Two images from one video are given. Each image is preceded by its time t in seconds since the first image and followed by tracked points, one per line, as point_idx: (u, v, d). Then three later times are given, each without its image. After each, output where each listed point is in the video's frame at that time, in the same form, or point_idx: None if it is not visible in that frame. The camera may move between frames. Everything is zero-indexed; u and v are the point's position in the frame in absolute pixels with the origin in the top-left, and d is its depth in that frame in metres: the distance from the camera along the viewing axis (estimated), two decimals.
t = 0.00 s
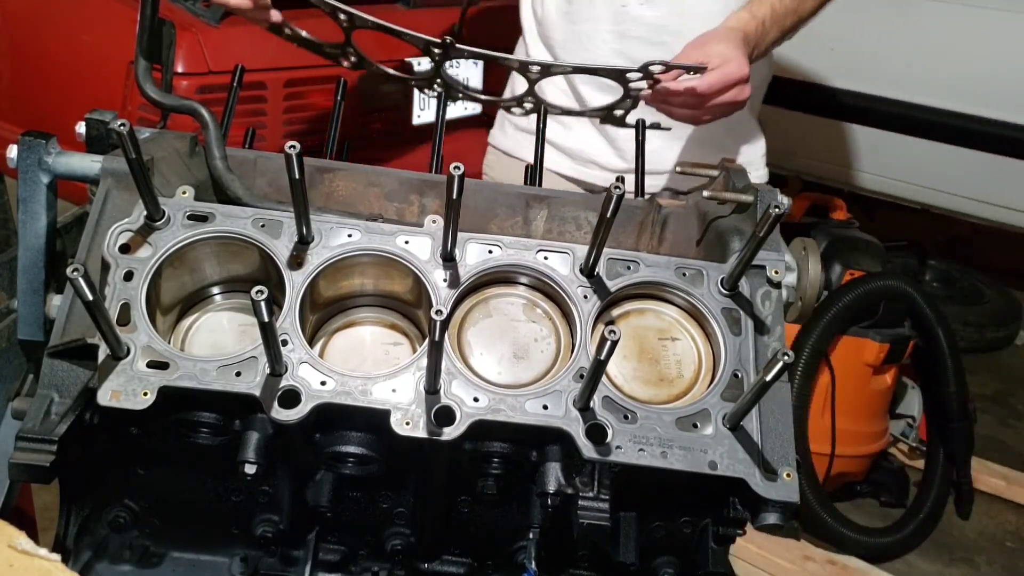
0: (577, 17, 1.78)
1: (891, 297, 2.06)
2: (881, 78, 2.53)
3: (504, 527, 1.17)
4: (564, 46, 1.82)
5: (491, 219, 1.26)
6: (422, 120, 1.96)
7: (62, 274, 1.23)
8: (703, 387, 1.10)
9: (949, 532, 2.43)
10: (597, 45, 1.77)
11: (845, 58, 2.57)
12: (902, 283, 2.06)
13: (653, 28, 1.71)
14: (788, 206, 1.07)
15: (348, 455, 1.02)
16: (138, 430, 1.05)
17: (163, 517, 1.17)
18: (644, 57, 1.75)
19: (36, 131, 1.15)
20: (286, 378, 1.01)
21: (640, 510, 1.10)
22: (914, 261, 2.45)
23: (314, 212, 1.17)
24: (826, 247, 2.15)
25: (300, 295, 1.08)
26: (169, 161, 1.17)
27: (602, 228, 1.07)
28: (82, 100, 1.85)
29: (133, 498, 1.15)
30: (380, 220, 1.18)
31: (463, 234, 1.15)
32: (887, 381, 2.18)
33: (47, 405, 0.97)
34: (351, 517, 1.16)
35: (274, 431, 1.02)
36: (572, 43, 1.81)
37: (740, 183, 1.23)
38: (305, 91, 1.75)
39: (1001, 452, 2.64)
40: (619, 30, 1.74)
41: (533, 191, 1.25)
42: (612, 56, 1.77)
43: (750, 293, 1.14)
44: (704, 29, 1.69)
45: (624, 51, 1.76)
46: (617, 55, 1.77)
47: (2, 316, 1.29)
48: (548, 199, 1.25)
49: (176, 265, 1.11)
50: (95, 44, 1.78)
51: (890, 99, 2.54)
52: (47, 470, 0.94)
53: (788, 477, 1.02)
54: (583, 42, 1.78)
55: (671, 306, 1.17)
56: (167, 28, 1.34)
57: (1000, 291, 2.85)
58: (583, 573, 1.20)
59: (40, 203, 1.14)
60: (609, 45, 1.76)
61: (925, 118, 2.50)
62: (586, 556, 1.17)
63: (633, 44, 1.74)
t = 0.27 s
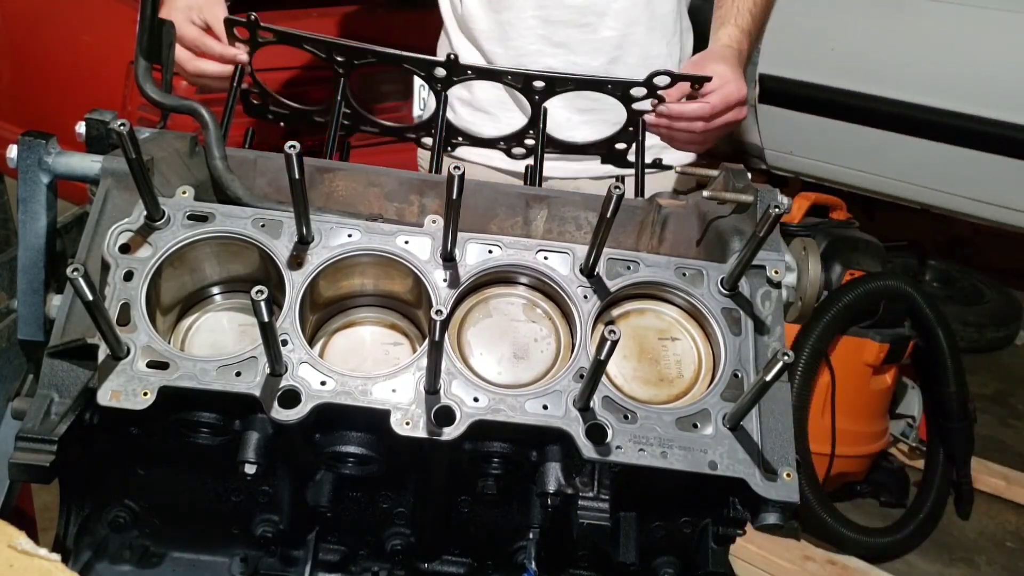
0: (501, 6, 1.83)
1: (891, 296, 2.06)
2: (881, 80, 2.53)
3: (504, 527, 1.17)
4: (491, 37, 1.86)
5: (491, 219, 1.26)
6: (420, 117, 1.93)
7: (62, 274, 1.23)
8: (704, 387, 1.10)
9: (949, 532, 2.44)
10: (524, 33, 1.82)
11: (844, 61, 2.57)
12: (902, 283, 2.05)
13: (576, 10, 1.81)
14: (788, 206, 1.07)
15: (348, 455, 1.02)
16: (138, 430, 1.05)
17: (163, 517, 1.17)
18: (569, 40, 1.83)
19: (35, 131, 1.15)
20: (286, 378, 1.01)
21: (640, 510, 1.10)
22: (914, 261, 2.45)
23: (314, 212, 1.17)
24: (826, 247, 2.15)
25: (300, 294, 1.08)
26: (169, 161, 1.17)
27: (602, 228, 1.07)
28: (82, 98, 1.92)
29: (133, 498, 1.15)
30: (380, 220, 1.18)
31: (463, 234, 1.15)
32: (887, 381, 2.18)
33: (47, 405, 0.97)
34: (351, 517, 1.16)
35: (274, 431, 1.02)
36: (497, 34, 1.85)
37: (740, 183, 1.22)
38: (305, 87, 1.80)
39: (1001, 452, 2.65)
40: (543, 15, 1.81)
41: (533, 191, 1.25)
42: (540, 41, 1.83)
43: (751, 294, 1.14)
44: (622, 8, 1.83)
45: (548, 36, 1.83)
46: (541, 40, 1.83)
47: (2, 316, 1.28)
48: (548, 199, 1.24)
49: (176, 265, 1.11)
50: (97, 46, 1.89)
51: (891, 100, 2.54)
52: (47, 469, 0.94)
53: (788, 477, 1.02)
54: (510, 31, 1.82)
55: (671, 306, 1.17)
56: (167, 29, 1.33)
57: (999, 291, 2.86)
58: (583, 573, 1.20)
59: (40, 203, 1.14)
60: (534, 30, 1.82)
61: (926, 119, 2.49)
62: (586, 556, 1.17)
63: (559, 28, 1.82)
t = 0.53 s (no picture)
0: (488, 4, 1.74)
1: (891, 296, 2.06)
2: (881, 79, 2.53)
3: (504, 527, 1.17)
4: (479, 36, 1.75)
5: (491, 219, 1.26)
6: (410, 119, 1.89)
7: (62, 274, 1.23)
8: (704, 387, 1.10)
9: (949, 532, 2.44)
10: (511, 33, 1.73)
11: (844, 61, 2.57)
12: (902, 283, 2.05)
13: (564, 7, 1.73)
14: (788, 207, 1.07)
15: (348, 455, 1.02)
16: (138, 430, 1.05)
17: (163, 517, 1.17)
18: (559, 38, 1.73)
19: (35, 131, 1.15)
20: (286, 378, 1.01)
21: (640, 510, 1.10)
22: (914, 261, 2.45)
23: (314, 212, 1.17)
24: (826, 247, 2.15)
25: (300, 294, 1.08)
26: (169, 161, 1.17)
27: (602, 228, 1.07)
28: (82, 98, 1.92)
29: (133, 498, 1.15)
30: (380, 220, 1.18)
31: (463, 234, 1.15)
32: (887, 381, 2.18)
33: (47, 405, 0.97)
34: (351, 517, 1.16)
35: (274, 431, 1.02)
36: (484, 33, 1.75)
37: (740, 183, 1.22)
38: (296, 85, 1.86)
39: (1001, 452, 2.64)
40: (532, 12, 1.73)
41: (533, 191, 1.25)
42: (528, 39, 1.73)
43: (750, 294, 1.14)
44: (611, 4, 1.74)
45: (537, 33, 1.73)
46: (530, 38, 1.74)
47: (2, 316, 1.28)
48: (548, 199, 1.24)
49: (176, 265, 1.11)
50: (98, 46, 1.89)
51: (891, 100, 2.54)
52: (47, 469, 0.94)
53: (788, 477, 1.02)
54: (498, 29, 1.73)
55: (671, 306, 1.17)
56: (166, 29, 1.33)
57: (999, 291, 2.86)
58: (583, 573, 1.20)
59: (40, 203, 1.14)
60: (521, 27, 1.73)
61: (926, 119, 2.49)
62: (586, 556, 1.17)
63: (548, 26, 1.73)
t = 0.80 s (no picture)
0: (486, 3, 1.73)
1: (891, 296, 2.06)
2: (881, 79, 2.53)
3: (504, 527, 1.17)
4: (476, 37, 1.74)
5: (491, 219, 1.26)
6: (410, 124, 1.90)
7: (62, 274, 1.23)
8: (704, 387, 1.10)
9: (949, 532, 2.44)
10: (508, 33, 1.72)
11: (844, 60, 2.57)
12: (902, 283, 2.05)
13: (561, 6, 1.72)
14: (788, 206, 1.07)
15: (348, 455, 1.02)
16: (138, 430, 1.05)
17: (163, 517, 1.17)
18: (556, 37, 1.73)
19: (35, 131, 1.15)
20: (286, 378, 1.01)
21: (640, 510, 1.10)
22: (914, 261, 2.45)
23: (314, 212, 1.17)
24: (826, 247, 2.15)
25: (300, 294, 1.08)
26: (169, 161, 1.17)
27: (602, 228, 1.07)
28: (83, 98, 1.92)
29: (133, 498, 1.15)
30: (380, 220, 1.18)
31: (463, 234, 1.15)
32: (887, 381, 2.18)
33: (47, 405, 0.97)
34: (351, 517, 1.16)
35: (274, 431, 1.01)
36: (482, 33, 1.74)
37: (740, 183, 1.22)
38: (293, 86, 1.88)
39: (1001, 452, 2.64)
40: (528, 12, 1.72)
41: (533, 191, 1.24)
42: (525, 39, 1.73)
43: (751, 294, 1.14)
44: (608, 3, 1.73)
45: (534, 33, 1.73)
46: (526, 37, 1.73)
47: (2, 316, 1.28)
48: (548, 199, 1.24)
49: (176, 265, 1.11)
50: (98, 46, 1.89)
51: (891, 100, 2.54)
52: (47, 469, 0.94)
53: (788, 477, 1.02)
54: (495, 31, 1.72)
55: (671, 306, 1.17)
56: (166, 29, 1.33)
57: (999, 291, 2.86)
58: (583, 573, 1.20)
59: (40, 203, 1.14)
60: (518, 28, 1.73)
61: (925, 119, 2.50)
62: (586, 556, 1.18)
63: (545, 25, 1.73)
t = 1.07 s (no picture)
0: (486, 4, 1.73)
1: (891, 296, 2.06)
2: (881, 79, 2.53)
3: (504, 527, 1.17)
4: (476, 37, 1.74)
5: (491, 219, 1.26)
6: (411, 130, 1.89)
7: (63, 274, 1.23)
8: (703, 387, 1.10)
9: (949, 532, 2.44)
10: (508, 33, 1.72)
11: (844, 60, 2.57)
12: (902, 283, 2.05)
13: (561, 6, 1.72)
14: (788, 206, 1.07)
15: (348, 455, 1.02)
16: (138, 430, 1.05)
17: (163, 517, 1.17)
18: (556, 38, 1.73)
19: (36, 131, 1.15)
20: (286, 378, 1.01)
21: (640, 510, 1.10)
22: (914, 261, 2.45)
23: (314, 212, 1.17)
24: (826, 247, 2.15)
25: (300, 294, 1.08)
26: (169, 161, 1.17)
27: (602, 228, 1.07)
28: (83, 98, 1.92)
29: (133, 498, 1.15)
30: (380, 220, 1.18)
31: (463, 234, 1.15)
32: (887, 381, 2.18)
33: (47, 405, 0.97)
34: (351, 517, 1.16)
35: (274, 431, 1.01)
36: (482, 34, 1.74)
37: (741, 182, 1.22)
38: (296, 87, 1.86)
39: (1001, 452, 2.64)
40: (528, 12, 1.72)
41: (533, 191, 1.24)
42: (525, 39, 1.73)
43: (751, 294, 1.14)
44: (608, 3, 1.73)
45: (535, 33, 1.73)
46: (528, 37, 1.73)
47: (2, 316, 1.28)
48: (548, 199, 1.24)
49: (176, 265, 1.11)
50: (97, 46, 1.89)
51: (892, 100, 2.54)
52: (47, 469, 0.94)
53: (788, 477, 1.02)
54: (495, 31, 1.72)
55: (671, 306, 1.17)
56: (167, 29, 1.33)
57: (999, 291, 2.86)
58: (583, 573, 1.20)
59: (40, 203, 1.14)
60: (519, 27, 1.72)
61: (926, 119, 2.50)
62: (586, 556, 1.18)
63: (545, 25, 1.73)
